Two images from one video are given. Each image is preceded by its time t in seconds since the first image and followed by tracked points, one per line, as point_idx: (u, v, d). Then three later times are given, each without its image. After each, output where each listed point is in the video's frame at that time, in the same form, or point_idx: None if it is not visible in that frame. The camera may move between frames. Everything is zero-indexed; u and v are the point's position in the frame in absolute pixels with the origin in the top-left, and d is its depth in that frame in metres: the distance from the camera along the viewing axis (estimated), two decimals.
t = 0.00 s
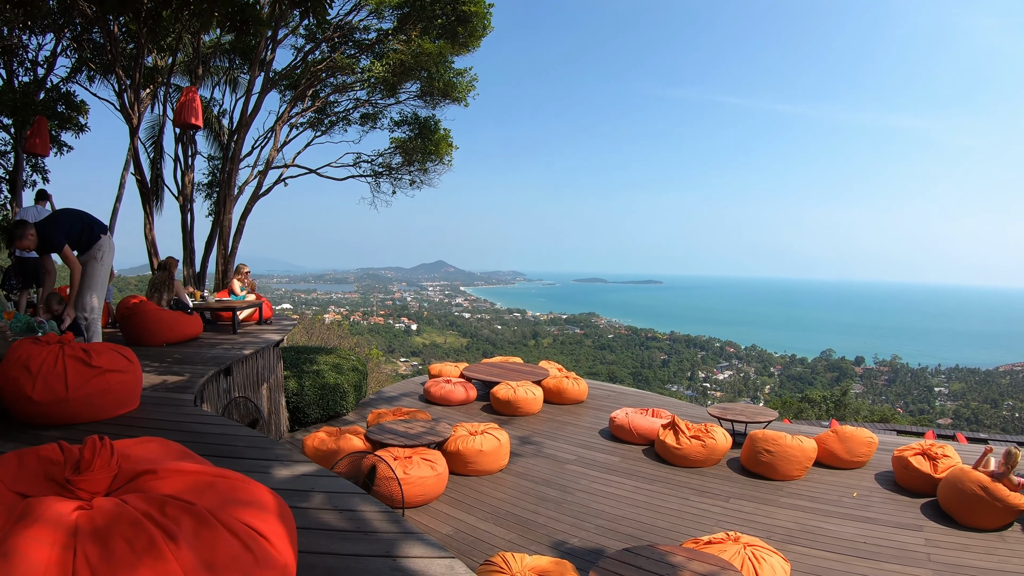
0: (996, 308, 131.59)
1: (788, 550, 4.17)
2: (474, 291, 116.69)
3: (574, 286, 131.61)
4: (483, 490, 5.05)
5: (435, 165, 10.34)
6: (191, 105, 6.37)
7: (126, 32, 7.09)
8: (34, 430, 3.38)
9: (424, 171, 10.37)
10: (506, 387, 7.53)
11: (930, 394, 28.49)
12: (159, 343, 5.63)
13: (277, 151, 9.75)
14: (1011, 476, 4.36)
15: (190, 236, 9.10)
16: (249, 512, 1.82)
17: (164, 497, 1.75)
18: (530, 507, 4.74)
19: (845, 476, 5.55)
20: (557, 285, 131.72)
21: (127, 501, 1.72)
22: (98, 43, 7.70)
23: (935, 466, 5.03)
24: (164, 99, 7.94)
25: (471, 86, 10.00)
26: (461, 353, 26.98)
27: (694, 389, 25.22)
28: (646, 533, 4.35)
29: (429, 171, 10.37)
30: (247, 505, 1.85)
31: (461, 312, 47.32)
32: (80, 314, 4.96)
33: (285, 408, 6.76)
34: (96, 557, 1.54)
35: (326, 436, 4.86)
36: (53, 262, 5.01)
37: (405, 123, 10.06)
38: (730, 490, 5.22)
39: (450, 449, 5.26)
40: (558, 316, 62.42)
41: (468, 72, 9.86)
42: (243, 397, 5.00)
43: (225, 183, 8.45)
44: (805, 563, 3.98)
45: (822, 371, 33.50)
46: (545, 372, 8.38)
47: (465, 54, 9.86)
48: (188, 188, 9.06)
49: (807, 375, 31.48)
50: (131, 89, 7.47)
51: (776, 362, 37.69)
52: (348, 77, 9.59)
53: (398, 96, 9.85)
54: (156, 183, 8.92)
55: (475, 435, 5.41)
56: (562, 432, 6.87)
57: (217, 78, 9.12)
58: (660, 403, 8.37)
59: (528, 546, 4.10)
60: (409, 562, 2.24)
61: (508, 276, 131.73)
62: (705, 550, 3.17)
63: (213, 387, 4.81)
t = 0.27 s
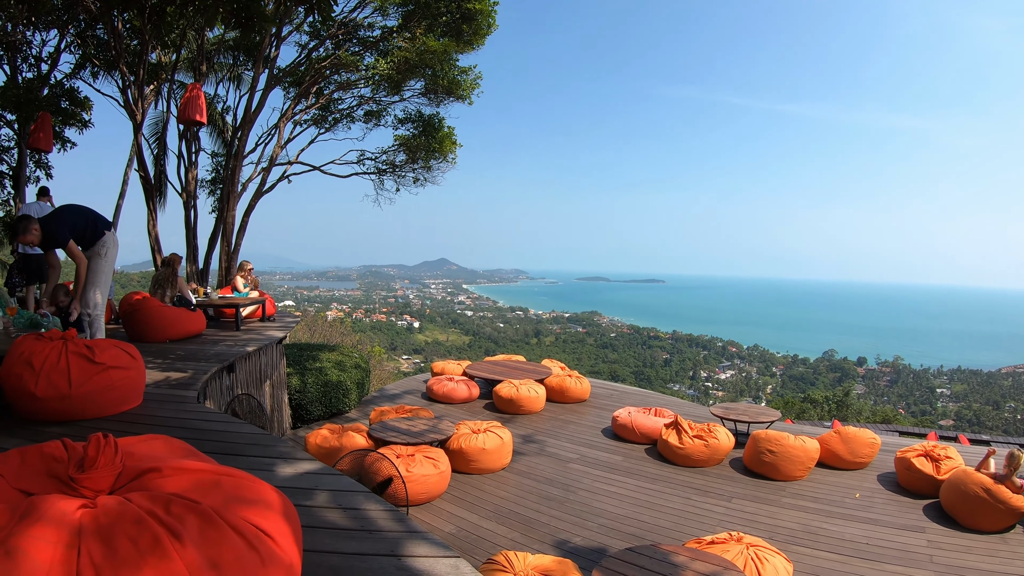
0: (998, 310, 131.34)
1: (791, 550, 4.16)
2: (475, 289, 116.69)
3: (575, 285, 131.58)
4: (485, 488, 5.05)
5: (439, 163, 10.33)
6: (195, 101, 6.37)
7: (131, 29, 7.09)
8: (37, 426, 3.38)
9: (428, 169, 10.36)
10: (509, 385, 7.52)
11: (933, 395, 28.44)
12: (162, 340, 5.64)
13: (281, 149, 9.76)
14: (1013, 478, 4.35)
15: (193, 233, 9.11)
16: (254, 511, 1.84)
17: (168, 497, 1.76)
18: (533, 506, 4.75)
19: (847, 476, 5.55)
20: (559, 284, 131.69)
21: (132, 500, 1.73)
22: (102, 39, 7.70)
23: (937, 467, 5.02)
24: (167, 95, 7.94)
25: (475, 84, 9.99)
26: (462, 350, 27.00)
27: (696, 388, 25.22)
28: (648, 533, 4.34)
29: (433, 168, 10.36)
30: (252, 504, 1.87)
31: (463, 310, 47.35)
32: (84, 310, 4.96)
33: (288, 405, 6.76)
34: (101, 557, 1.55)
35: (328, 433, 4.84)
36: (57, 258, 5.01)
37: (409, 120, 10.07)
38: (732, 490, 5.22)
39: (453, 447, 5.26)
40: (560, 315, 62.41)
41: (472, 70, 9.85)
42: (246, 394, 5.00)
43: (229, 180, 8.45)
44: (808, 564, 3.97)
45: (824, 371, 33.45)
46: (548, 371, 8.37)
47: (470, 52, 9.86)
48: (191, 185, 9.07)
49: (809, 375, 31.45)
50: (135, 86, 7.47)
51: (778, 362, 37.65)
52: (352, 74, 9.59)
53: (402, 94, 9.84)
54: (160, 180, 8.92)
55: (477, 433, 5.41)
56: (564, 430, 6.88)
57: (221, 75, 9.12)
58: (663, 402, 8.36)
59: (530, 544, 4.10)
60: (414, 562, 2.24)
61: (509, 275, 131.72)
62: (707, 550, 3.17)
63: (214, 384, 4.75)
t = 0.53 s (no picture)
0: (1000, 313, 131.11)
1: (792, 552, 4.16)
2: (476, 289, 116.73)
3: (576, 286, 131.57)
4: (487, 488, 5.05)
5: (443, 163, 10.33)
6: (200, 100, 6.38)
7: (136, 27, 7.11)
8: (42, 423, 3.39)
9: (432, 169, 10.36)
10: (511, 385, 7.53)
11: (935, 398, 28.39)
12: (166, 338, 5.65)
13: (285, 148, 9.77)
14: (1014, 482, 4.34)
15: (197, 232, 9.13)
16: (260, 511, 1.85)
17: (176, 496, 1.77)
18: (534, 506, 4.75)
19: (849, 479, 5.54)
20: (560, 284, 131.68)
21: (140, 499, 1.74)
22: (107, 37, 7.71)
23: (939, 470, 5.02)
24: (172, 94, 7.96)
25: (479, 85, 10.00)
26: (464, 350, 27.02)
27: (698, 390, 25.21)
28: (649, 534, 4.34)
29: (436, 168, 10.36)
30: (257, 504, 1.87)
31: (464, 310, 47.35)
32: (88, 308, 4.97)
33: (291, 404, 6.77)
34: (109, 556, 1.55)
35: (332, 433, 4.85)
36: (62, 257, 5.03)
37: (413, 120, 10.08)
38: (734, 492, 5.22)
39: (455, 447, 5.26)
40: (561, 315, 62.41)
41: (476, 70, 9.86)
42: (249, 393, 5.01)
43: (233, 179, 8.47)
44: (809, 566, 3.97)
45: (825, 374, 33.39)
46: (551, 371, 8.38)
47: (474, 53, 9.87)
48: (195, 184, 9.08)
49: (811, 377, 31.42)
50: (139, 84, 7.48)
51: (779, 364, 37.62)
52: (357, 74, 9.60)
53: (406, 94, 9.85)
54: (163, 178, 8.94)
55: (479, 433, 5.41)
56: (566, 431, 6.88)
57: (225, 73, 9.14)
58: (665, 403, 8.36)
59: (532, 544, 4.11)
60: (418, 562, 2.25)
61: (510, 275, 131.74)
62: (709, 551, 3.17)
63: (218, 381, 4.78)
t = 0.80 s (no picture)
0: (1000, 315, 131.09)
1: (790, 555, 4.16)
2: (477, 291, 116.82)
3: (577, 287, 131.62)
4: (486, 491, 5.05)
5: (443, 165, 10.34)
6: (200, 101, 6.39)
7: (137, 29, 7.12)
8: (41, 424, 3.40)
9: (432, 171, 10.37)
10: (511, 387, 7.52)
11: (935, 401, 28.36)
12: (166, 339, 5.65)
13: (286, 149, 9.78)
14: (1014, 486, 4.34)
15: (197, 233, 9.13)
16: (258, 512, 1.85)
17: (174, 497, 1.77)
18: (533, 508, 4.75)
19: (848, 482, 5.54)
20: (561, 286, 131.70)
21: (139, 500, 1.74)
22: (108, 39, 7.73)
23: (938, 473, 5.01)
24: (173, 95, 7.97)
25: (480, 87, 10.01)
26: (465, 351, 27.02)
27: (698, 392, 25.20)
28: (647, 536, 4.34)
29: (437, 171, 10.37)
30: (255, 505, 1.88)
31: (465, 311, 47.38)
32: (88, 310, 4.96)
33: (291, 405, 6.77)
34: (106, 557, 1.55)
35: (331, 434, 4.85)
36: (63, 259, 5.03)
37: (414, 122, 10.09)
38: (733, 495, 5.21)
39: (454, 450, 5.26)
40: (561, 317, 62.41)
41: (477, 73, 9.87)
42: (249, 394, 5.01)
43: (233, 180, 8.48)
44: (807, 569, 3.97)
45: (826, 376, 33.37)
46: (551, 373, 8.37)
47: (475, 56, 9.88)
48: (196, 185, 9.09)
49: (811, 380, 31.40)
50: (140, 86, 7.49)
51: (780, 367, 37.60)
52: (358, 76, 9.61)
53: (407, 96, 9.86)
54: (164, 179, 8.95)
55: (479, 435, 5.41)
56: (565, 433, 6.88)
57: (226, 75, 9.15)
58: (665, 406, 8.36)
59: (530, 547, 4.10)
60: (414, 564, 2.25)
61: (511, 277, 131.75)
62: (707, 554, 3.16)
63: (218, 383, 4.79)
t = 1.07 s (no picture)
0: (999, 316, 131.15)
1: (790, 557, 4.16)
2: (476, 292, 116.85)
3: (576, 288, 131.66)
4: (485, 493, 5.05)
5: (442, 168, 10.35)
6: (199, 103, 6.39)
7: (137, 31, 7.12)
8: (40, 426, 3.40)
9: (431, 173, 10.38)
10: (510, 389, 7.52)
11: (935, 402, 28.37)
12: (165, 341, 5.65)
13: (285, 151, 9.79)
14: (1013, 487, 4.34)
15: (197, 235, 9.13)
16: (257, 514, 1.85)
17: (174, 498, 1.77)
18: (533, 510, 4.75)
19: (848, 484, 5.54)
20: (560, 287, 131.76)
21: (138, 501, 1.74)
22: (108, 41, 7.72)
23: (938, 475, 5.01)
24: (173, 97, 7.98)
25: (480, 90, 10.02)
26: (465, 353, 27.02)
27: (698, 394, 25.20)
28: (647, 538, 4.34)
29: (436, 173, 10.37)
30: (255, 506, 1.88)
31: (464, 313, 47.37)
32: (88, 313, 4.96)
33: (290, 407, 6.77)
34: (105, 557, 1.56)
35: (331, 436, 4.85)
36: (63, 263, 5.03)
37: (413, 125, 10.10)
38: (733, 497, 5.21)
39: (454, 452, 5.26)
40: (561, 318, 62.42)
41: (476, 75, 9.89)
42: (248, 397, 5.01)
43: (233, 182, 8.48)
44: (806, 570, 3.97)
45: (826, 378, 33.37)
46: (550, 375, 8.37)
47: (474, 58, 9.90)
48: (196, 187, 9.09)
49: (812, 381, 31.40)
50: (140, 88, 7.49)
51: (780, 368, 37.60)
52: (357, 78, 9.62)
53: (406, 98, 9.87)
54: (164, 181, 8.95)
55: (478, 437, 5.41)
56: (565, 435, 6.88)
57: (226, 77, 9.15)
58: (664, 408, 8.36)
59: (530, 549, 4.10)
60: (414, 565, 2.25)
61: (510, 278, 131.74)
62: (707, 556, 3.16)
63: (217, 385, 4.78)
